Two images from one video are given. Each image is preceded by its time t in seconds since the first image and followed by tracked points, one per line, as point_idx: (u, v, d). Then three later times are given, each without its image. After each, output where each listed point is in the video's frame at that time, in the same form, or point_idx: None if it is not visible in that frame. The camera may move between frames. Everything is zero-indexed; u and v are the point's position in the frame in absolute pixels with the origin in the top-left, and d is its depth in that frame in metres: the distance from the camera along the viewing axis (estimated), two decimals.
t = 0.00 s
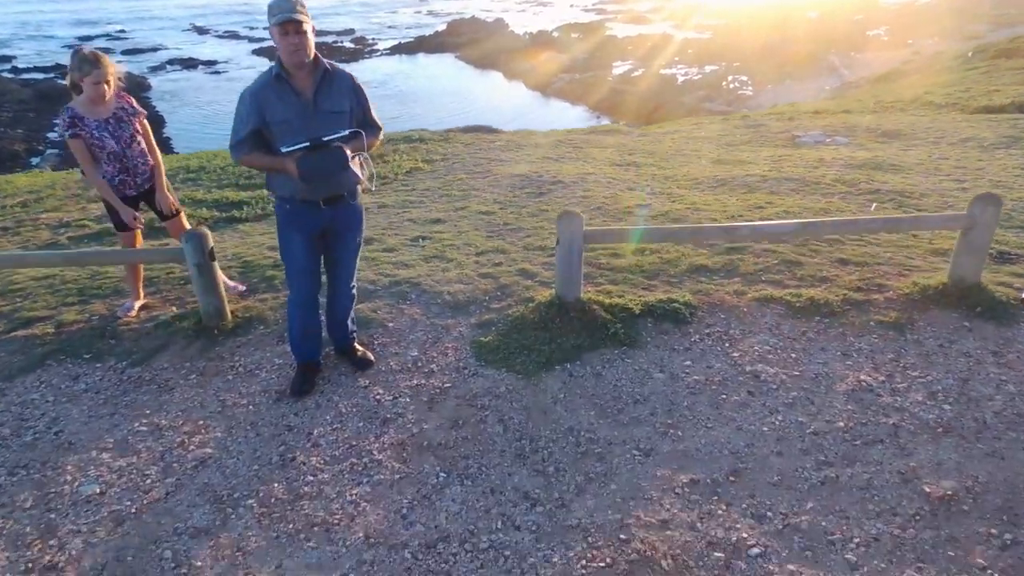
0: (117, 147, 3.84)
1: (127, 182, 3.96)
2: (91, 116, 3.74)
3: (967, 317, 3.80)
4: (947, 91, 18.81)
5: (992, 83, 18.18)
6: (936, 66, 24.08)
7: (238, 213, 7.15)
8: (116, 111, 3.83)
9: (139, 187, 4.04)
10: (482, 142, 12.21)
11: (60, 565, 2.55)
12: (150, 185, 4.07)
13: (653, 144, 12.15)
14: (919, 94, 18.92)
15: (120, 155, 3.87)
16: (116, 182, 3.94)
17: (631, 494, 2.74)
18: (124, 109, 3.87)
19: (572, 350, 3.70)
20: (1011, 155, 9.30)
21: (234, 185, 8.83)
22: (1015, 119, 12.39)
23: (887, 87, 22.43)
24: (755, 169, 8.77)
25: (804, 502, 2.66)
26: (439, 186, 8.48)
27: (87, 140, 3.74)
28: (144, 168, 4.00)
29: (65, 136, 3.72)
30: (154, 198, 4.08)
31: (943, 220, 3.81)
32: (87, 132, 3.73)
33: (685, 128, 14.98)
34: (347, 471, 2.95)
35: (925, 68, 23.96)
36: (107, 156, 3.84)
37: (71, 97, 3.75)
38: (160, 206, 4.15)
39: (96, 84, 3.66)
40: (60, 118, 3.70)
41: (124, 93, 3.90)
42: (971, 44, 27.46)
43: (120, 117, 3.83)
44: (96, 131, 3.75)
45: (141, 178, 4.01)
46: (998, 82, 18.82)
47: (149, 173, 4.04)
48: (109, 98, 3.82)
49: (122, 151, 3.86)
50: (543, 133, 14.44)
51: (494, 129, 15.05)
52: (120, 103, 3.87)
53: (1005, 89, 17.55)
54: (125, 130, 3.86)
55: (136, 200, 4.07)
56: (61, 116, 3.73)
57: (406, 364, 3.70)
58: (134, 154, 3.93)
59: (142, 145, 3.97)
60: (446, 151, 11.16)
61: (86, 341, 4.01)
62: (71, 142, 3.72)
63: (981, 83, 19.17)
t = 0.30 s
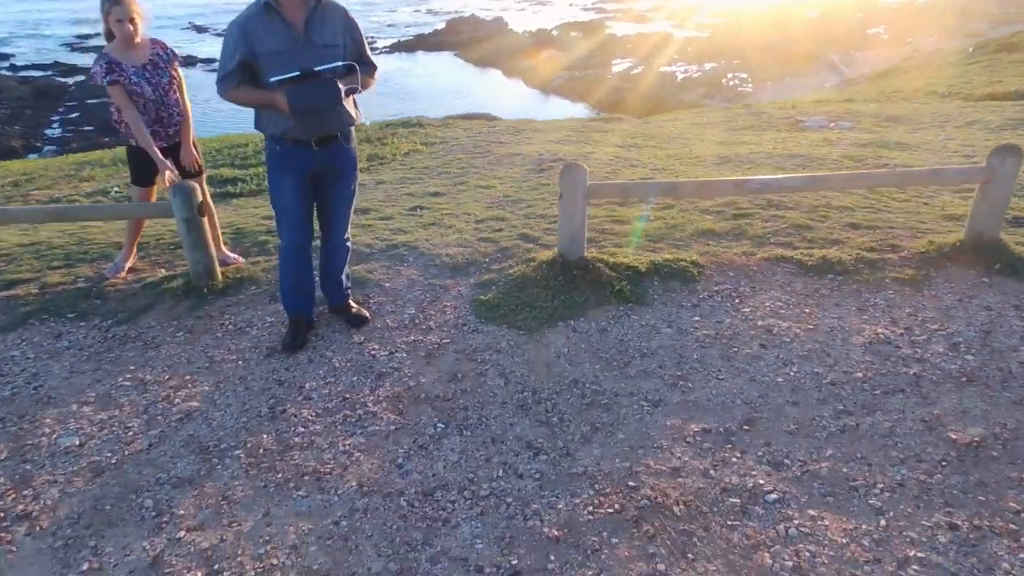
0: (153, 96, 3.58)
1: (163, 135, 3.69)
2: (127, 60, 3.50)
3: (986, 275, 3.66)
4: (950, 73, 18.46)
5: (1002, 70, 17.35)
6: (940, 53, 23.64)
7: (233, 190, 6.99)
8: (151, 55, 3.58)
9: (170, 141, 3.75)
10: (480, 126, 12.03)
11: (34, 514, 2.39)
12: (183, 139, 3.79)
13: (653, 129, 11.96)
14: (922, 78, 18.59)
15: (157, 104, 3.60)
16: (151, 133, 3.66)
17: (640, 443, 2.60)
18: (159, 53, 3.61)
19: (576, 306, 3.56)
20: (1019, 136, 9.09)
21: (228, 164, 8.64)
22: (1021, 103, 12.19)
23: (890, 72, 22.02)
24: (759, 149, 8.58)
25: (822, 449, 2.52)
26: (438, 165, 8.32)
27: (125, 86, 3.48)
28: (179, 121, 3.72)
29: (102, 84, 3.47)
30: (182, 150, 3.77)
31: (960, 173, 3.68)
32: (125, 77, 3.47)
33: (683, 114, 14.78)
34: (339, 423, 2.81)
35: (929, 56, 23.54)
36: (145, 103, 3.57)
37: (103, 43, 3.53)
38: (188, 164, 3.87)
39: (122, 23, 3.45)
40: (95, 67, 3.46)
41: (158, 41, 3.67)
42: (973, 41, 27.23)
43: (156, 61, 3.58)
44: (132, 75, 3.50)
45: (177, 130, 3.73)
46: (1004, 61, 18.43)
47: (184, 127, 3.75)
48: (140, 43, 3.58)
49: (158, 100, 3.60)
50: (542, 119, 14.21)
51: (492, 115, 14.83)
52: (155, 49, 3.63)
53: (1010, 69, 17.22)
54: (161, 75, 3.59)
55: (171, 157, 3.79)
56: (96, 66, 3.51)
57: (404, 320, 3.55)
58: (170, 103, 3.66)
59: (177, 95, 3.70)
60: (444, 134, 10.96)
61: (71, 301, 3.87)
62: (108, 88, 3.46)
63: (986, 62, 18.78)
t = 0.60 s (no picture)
0: (189, 56, 3.48)
1: (195, 95, 3.59)
2: (165, 15, 3.36)
3: (1003, 243, 3.59)
4: (953, 64, 18.31)
5: (1005, 61, 17.45)
6: (943, 49, 23.49)
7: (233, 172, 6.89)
8: (185, 12, 3.45)
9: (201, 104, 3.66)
10: (481, 117, 11.94)
11: (28, 472, 2.31)
12: (211, 103, 3.71)
13: (656, 119, 11.85)
14: (925, 70, 18.43)
15: (191, 62, 3.49)
16: (185, 94, 3.55)
17: (656, 402, 2.51)
18: (194, 11, 3.49)
19: (585, 273, 3.48)
20: None
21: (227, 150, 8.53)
22: None
23: (892, 67, 21.86)
24: (764, 136, 8.49)
25: (845, 408, 2.44)
26: (440, 150, 8.23)
27: (163, 44, 3.35)
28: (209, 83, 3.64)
29: (138, 39, 3.32)
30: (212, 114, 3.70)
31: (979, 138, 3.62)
32: (164, 36, 3.35)
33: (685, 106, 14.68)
34: (344, 385, 2.72)
35: (931, 52, 23.43)
36: (178, 62, 3.45)
37: None
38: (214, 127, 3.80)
39: None
40: (133, 18, 3.29)
41: None
42: (974, 38, 27.08)
43: (190, 19, 3.44)
44: (170, 32, 3.37)
45: (205, 92, 3.64)
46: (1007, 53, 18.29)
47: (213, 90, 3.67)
48: None
49: (193, 61, 3.50)
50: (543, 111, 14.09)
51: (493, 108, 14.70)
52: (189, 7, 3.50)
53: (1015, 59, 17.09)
54: (195, 35, 3.47)
55: (199, 120, 3.68)
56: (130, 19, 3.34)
57: (409, 288, 3.47)
58: (200, 63, 3.56)
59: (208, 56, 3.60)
60: (445, 123, 10.86)
61: (68, 271, 3.78)
62: (144, 43, 3.32)
63: (989, 52, 18.63)
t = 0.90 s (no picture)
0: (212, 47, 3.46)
1: (224, 88, 3.53)
2: (187, 9, 3.37)
3: (1011, 236, 3.60)
4: (954, 63, 18.28)
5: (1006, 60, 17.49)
6: (943, 48, 23.47)
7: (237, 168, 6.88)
8: (205, 5, 3.46)
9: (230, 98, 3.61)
10: (484, 115, 11.93)
11: (45, 460, 2.31)
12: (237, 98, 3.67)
13: (658, 116, 11.84)
14: (926, 69, 18.40)
15: (216, 55, 3.48)
16: (215, 89, 3.50)
17: (669, 392, 2.53)
18: (213, 6, 3.49)
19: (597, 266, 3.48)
20: None
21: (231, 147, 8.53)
22: None
23: (893, 66, 21.81)
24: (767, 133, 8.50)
25: (858, 397, 2.45)
26: (443, 147, 8.24)
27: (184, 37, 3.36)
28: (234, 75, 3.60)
29: (160, 34, 3.34)
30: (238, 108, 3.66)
31: (987, 132, 3.64)
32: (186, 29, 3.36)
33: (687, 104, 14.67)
34: (358, 375, 2.73)
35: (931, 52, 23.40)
36: (203, 55, 3.44)
37: None
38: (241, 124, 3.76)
39: None
40: (154, 14, 3.32)
41: None
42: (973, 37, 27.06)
43: (209, 12, 3.45)
44: (192, 25, 3.38)
45: (233, 86, 3.60)
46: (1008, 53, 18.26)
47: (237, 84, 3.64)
48: None
49: (217, 53, 3.48)
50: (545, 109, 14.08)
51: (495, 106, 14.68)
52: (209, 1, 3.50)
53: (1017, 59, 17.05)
54: (216, 27, 3.47)
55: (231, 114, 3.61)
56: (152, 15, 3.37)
57: (420, 281, 3.48)
58: (226, 56, 3.53)
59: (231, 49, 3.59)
60: (448, 121, 10.87)
61: (79, 265, 3.78)
62: (165, 38, 3.34)
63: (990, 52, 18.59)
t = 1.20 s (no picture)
0: (213, 43, 3.39)
1: (227, 85, 3.47)
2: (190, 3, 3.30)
3: (1017, 233, 3.60)
4: (954, 61, 18.26)
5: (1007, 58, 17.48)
6: (942, 47, 23.45)
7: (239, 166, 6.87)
8: None
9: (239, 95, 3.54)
10: (484, 113, 11.92)
11: (56, 456, 2.31)
12: (247, 96, 3.55)
13: (659, 115, 11.82)
14: (926, 67, 18.37)
15: (219, 50, 3.40)
16: (219, 84, 3.46)
17: (680, 389, 2.52)
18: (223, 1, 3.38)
19: (606, 263, 3.48)
20: None
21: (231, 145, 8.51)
22: None
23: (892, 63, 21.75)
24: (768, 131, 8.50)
25: (870, 393, 2.45)
26: (445, 145, 8.23)
27: (183, 33, 3.32)
28: (242, 71, 3.49)
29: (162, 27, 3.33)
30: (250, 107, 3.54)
31: (993, 129, 3.65)
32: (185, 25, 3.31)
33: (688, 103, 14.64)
34: (367, 371, 2.73)
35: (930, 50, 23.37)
36: (204, 51, 3.39)
37: None
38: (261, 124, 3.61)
39: None
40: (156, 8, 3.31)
41: None
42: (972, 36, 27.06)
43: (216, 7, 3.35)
44: (191, 20, 3.32)
45: (241, 82, 3.51)
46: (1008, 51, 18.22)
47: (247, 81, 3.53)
48: None
49: (218, 48, 3.40)
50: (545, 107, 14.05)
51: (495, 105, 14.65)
52: None
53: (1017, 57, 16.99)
54: (220, 21, 3.37)
55: (235, 111, 3.55)
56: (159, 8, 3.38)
57: (427, 278, 3.47)
58: (233, 52, 3.44)
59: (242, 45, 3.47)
60: (449, 120, 10.85)
61: (84, 263, 3.76)
62: (166, 32, 3.32)
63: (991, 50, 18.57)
